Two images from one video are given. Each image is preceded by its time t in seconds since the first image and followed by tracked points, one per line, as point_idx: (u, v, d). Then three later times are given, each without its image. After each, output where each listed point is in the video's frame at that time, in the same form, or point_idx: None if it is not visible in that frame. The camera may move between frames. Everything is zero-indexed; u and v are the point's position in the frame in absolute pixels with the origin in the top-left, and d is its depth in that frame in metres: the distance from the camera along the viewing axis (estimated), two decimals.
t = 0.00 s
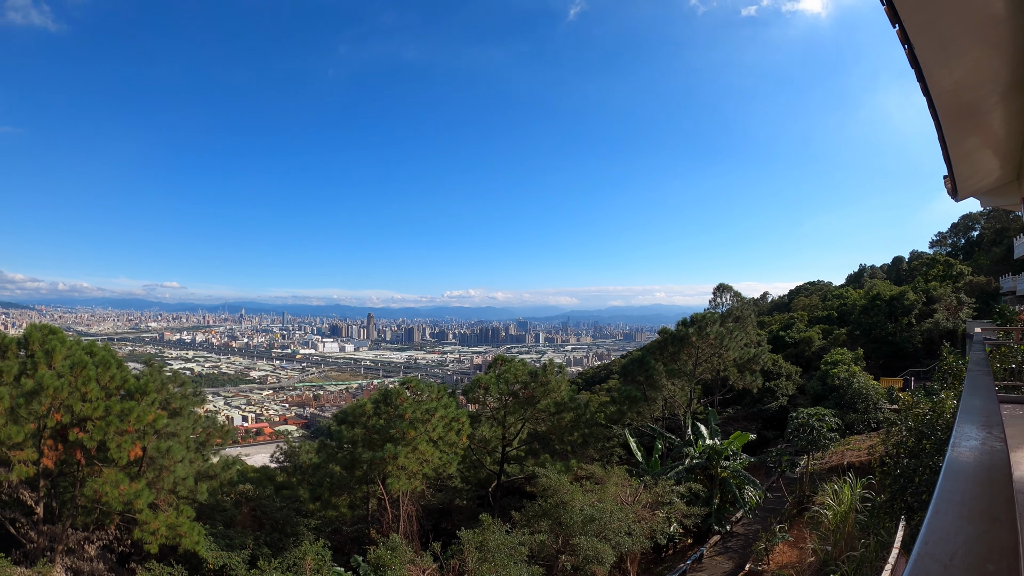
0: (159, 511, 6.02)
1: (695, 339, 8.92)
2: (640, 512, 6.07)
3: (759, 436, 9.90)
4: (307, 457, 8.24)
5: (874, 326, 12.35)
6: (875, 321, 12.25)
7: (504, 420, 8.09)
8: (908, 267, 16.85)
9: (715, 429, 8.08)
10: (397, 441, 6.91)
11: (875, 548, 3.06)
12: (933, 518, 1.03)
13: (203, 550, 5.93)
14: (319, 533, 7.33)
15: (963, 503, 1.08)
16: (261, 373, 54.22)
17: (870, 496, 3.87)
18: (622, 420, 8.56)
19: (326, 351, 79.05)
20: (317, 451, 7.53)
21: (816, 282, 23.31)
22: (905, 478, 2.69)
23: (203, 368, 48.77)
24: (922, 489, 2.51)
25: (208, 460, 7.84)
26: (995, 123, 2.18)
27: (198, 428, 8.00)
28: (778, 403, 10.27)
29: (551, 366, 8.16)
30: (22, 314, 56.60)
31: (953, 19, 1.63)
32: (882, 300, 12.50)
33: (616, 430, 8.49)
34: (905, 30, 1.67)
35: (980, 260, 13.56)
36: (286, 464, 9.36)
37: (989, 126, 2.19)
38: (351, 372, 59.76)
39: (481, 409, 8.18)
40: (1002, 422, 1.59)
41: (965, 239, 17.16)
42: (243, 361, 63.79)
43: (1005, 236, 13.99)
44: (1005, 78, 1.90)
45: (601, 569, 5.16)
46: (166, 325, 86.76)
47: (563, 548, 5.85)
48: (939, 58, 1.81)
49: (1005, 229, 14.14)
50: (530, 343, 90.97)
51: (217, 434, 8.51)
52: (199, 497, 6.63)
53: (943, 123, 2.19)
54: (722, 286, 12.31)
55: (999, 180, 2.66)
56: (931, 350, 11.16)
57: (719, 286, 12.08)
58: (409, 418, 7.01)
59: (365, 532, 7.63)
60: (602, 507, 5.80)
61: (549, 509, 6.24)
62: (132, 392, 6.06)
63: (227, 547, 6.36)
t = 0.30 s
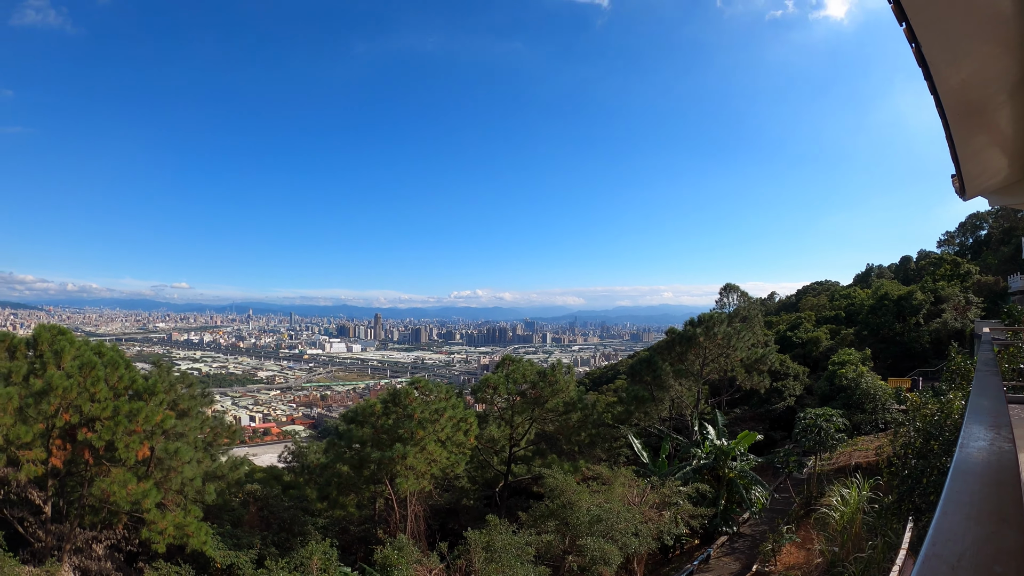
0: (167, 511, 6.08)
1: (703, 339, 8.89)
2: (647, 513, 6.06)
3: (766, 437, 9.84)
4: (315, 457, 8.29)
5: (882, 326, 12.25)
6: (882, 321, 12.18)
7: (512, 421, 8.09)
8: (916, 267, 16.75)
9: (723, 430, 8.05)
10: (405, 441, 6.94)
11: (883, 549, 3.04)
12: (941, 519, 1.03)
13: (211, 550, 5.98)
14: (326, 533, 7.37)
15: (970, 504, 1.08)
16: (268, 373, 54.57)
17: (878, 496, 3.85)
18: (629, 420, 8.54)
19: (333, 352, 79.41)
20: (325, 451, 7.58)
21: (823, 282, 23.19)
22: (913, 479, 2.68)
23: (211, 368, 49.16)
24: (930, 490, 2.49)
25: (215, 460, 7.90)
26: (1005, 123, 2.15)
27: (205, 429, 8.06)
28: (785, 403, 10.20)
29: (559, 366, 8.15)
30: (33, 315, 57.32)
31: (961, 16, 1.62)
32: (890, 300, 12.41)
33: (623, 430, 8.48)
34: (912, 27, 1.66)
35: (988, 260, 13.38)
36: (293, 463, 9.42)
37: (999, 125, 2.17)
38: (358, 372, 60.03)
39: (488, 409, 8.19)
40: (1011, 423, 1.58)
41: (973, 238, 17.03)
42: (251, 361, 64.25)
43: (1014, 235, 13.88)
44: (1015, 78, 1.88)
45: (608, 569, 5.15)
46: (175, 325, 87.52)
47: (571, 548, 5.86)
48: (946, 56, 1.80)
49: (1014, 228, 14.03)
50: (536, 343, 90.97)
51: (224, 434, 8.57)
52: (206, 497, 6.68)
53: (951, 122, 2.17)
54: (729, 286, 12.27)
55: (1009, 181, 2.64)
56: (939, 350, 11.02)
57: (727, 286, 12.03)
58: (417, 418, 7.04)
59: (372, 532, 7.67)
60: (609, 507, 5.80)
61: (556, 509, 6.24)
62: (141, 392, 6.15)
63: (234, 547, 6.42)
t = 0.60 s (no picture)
0: (174, 510, 6.15)
1: (710, 339, 8.86)
2: (654, 513, 6.05)
3: (774, 437, 9.80)
4: (322, 457, 8.34)
5: (890, 326, 12.13)
6: (890, 320, 12.08)
7: (519, 421, 8.10)
8: (924, 266, 16.62)
9: (730, 430, 8.01)
10: (412, 441, 6.97)
11: (891, 551, 3.01)
12: (950, 520, 1.03)
13: (218, 548, 6.04)
14: (333, 532, 7.43)
15: (979, 505, 1.08)
16: (276, 373, 54.98)
17: (886, 497, 3.83)
18: (636, 420, 8.53)
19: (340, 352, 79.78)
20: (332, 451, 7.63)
21: (831, 282, 23.05)
22: (921, 480, 2.66)
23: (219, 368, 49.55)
24: (938, 490, 2.47)
25: (222, 459, 7.97)
26: (1013, 122, 2.13)
27: (212, 428, 8.13)
28: (793, 403, 10.13)
29: (566, 366, 8.15)
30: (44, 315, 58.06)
31: (970, 14, 1.61)
32: (898, 300, 12.32)
33: (630, 430, 8.48)
34: (919, 26, 1.65)
35: (996, 260, 13.26)
36: (300, 463, 9.48)
37: (1008, 125, 2.15)
38: (365, 372, 60.28)
39: (495, 409, 8.21)
40: (1020, 423, 1.57)
41: (981, 238, 16.87)
42: (258, 361, 64.66)
43: None
44: None
45: (615, 569, 5.16)
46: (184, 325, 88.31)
47: (577, 548, 5.87)
48: (954, 55, 1.79)
49: None
50: (542, 343, 90.96)
51: (232, 434, 8.64)
52: (213, 496, 6.75)
53: (958, 120, 2.16)
54: (736, 286, 12.23)
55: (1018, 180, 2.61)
56: (948, 350, 10.92)
57: (734, 285, 11.97)
58: (424, 418, 7.07)
59: (379, 532, 7.71)
60: (616, 507, 5.79)
61: (562, 510, 6.24)
62: (148, 392, 6.23)
63: (241, 546, 6.49)
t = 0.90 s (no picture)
0: (182, 509, 6.22)
1: (717, 339, 8.82)
2: (661, 513, 6.04)
3: (782, 437, 9.75)
4: (329, 456, 8.40)
5: (898, 325, 12.02)
6: (899, 320, 11.98)
7: (526, 420, 8.10)
8: (932, 265, 16.48)
9: (738, 431, 7.98)
10: (419, 441, 7.00)
11: (898, 551, 2.99)
12: (957, 520, 1.04)
13: (226, 548, 6.09)
14: (340, 531, 7.47)
15: (987, 505, 1.08)
16: (283, 373, 55.35)
17: (894, 498, 3.82)
18: (643, 420, 8.52)
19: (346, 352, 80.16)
20: (340, 451, 7.70)
21: (838, 281, 22.90)
22: (929, 480, 2.65)
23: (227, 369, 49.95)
24: (947, 491, 2.46)
25: (230, 459, 8.03)
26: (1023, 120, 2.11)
27: (220, 428, 8.20)
28: (801, 403, 10.07)
29: (573, 366, 8.15)
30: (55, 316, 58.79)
31: (977, 12, 1.60)
32: (906, 299, 12.22)
33: (638, 430, 8.48)
34: (926, 23, 1.64)
35: (1005, 258, 13.14)
36: (308, 462, 9.55)
37: (1017, 123, 2.13)
38: (371, 372, 60.55)
39: (502, 408, 8.22)
40: None
41: (990, 236, 16.72)
42: (265, 361, 65.07)
43: None
44: None
45: (622, 569, 5.15)
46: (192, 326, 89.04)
47: (584, 549, 5.87)
48: (961, 51, 1.77)
49: None
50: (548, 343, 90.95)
51: (240, 434, 8.71)
52: (221, 496, 6.80)
53: (967, 118, 2.14)
54: (743, 286, 12.18)
55: None
56: (956, 350, 10.82)
57: (742, 284, 11.92)
58: (432, 417, 7.10)
59: (386, 531, 7.75)
60: (624, 507, 5.78)
61: (569, 510, 6.24)
62: (157, 391, 6.30)
63: (249, 545, 6.54)
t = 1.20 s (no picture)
0: (190, 508, 6.28)
1: (725, 339, 8.78)
2: (668, 514, 6.04)
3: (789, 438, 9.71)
4: (336, 456, 8.46)
5: (905, 326, 11.92)
6: (906, 320, 11.89)
7: (533, 420, 8.11)
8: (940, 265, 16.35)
9: (746, 431, 7.95)
10: (427, 441, 7.02)
11: (906, 552, 2.97)
12: (965, 521, 1.04)
13: (233, 547, 6.13)
14: (347, 531, 7.51)
15: (995, 506, 1.08)
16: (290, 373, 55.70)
17: (901, 499, 3.82)
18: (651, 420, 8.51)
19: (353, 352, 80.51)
20: (346, 450, 7.76)
21: (845, 281, 22.75)
22: (937, 481, 2.63)
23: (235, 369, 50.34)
24: (955, 492, 2.44)
25: (238, 458, 8.11)
26: None
27: (227, 428, 8.27)
28: (808, 403, 10.01)
29: (580, 366, 8.14)
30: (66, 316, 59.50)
31: (985, 10, 1.60)
32: (914, 299, 12.12)
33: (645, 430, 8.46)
34: (933, 21, 1.64)
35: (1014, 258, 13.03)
36: (315, 462, 9.61)
37: None
38: (378, 372, 60.78)
39: (509, 409, 8.23)
40: None
41: (998, 236, 16.57)
42: (273, 361, 65.53)
43: None
44: None
45: (629, 570, 5.15)
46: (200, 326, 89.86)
47: (591, 549, 5.87)
48: (969, 50, 1.77)
49: None
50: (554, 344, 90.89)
51: (247, 433, 8.79)
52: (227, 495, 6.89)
53: (975, 116, 2.13)
54: (751, 285, 12.13)
55: None
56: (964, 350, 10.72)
57: (749, 284, 11.87)
58: (439, 417, 7.12)
59: (392, 531, 7.78)
60: (631, 508, 5.77)
61: (577, 510, 6.24)
62: (165, 391, 6.38)
63: (257, 544, 6.59)
